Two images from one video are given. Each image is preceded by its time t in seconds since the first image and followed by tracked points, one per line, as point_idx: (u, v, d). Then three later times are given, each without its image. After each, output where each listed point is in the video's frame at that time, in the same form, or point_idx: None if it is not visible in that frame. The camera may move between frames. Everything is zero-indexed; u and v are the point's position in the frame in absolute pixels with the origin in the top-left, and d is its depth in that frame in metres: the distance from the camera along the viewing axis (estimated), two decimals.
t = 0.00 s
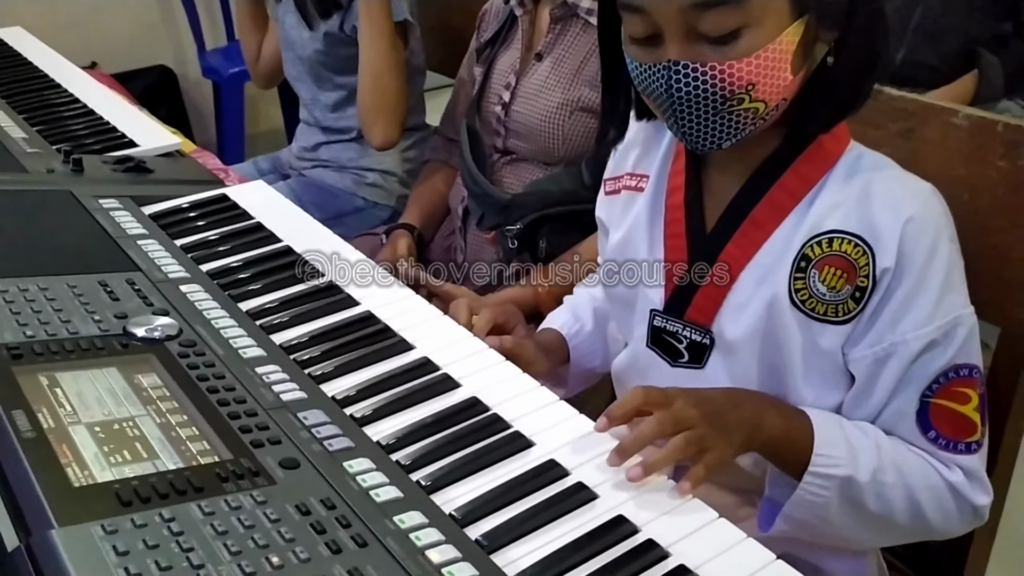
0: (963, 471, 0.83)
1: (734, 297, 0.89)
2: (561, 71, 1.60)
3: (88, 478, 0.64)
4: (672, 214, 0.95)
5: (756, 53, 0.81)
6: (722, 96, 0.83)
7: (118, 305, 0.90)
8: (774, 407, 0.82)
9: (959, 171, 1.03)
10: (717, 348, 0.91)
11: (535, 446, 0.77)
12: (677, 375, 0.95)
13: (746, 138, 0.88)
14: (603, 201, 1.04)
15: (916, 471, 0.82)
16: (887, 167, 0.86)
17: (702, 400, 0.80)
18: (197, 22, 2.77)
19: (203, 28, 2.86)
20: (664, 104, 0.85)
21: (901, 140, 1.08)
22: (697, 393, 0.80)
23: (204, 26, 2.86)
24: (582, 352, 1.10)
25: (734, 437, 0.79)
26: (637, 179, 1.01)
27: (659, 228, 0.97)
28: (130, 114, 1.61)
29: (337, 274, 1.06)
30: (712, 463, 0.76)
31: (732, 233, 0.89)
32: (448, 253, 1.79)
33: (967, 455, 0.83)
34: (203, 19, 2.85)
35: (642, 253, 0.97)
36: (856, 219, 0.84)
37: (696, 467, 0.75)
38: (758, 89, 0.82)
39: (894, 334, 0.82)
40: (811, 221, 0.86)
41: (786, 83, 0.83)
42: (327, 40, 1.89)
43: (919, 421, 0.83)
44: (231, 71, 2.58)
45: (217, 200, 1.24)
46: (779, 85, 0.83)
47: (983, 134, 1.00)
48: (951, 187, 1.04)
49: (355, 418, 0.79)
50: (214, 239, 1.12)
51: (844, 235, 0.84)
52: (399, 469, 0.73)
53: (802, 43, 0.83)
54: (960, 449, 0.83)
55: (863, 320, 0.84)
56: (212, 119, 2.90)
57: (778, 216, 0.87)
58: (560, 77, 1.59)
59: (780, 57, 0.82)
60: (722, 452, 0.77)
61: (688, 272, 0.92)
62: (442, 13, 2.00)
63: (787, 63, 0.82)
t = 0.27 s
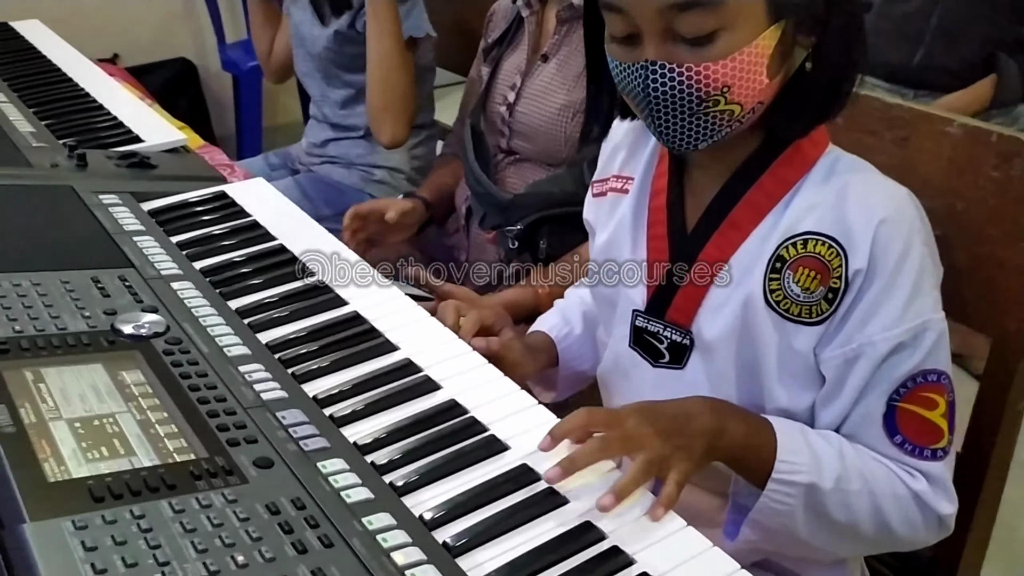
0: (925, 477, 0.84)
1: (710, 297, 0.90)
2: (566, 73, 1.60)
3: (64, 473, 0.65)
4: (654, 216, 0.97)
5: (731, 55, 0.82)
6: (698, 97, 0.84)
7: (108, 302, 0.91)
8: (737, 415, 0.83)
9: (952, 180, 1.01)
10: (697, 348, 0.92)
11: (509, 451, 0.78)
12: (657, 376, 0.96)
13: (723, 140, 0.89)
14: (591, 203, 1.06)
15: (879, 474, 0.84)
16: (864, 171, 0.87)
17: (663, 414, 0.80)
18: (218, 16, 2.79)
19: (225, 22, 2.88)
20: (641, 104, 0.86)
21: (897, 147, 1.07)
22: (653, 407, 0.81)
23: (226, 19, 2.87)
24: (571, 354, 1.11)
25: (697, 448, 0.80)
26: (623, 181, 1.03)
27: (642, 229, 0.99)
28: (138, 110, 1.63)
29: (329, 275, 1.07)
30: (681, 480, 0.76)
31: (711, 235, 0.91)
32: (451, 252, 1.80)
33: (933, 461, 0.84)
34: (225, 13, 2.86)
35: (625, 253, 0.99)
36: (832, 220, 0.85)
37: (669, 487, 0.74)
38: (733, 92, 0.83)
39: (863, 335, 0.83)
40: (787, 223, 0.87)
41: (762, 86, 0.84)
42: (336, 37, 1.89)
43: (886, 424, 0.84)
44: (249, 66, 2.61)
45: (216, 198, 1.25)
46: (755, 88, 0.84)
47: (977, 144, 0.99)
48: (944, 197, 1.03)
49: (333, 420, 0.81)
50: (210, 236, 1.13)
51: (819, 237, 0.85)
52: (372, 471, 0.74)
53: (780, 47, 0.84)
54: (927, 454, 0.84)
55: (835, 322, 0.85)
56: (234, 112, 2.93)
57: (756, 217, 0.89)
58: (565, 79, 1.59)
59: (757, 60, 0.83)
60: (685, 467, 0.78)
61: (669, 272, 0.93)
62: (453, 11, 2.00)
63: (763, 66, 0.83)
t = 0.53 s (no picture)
0: (929, 473, 0.86)
1: (707, 297, 0.93)
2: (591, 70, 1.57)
3: (76, 452, 0.67)
4: (653, 215, 0.99)
5: (698, 28, 0.85)
6: (657, 62, 0.87)
7: (126, 288, 0.93)
8: (747, 399, 0.84)
9: (969, 183, 1.01)
10: (695, 347, 0.95)
11: (513, 442, 0.79)
12: (657, 375, 0.98)
13: (678, 121, 0.90)
14: (596, 203, 1.09)
15: (883, 470, 0.85)
16: (858, 171, 0.88)
17: (669, 403, 0.81)
18: (251, 10, 2.82)
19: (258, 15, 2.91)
20: (610, 62, 0.90)
21: (914, 150, 1.06)
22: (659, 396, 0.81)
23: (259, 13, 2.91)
24: (582, 350, 1.12)
25: (704, 435, 0.81)
26: (626, 180, 1.06)
27: (643, 226, 1.01)
28: (166, 102, 1.66)
29: (344, 266, 1.08)
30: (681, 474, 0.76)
31: (709, 232, 0.93)
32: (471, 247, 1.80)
33: (930, 460, 0.86)
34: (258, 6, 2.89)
35: (627, 251, 1.02)
36: (823, 220, 0.87)
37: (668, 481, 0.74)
38: (691, 65, 0.85)
39: (855, 335, 0.85)
40: (780, 223, 0.89)
41: (723, 73, 0.85)
42: (363, 31, 1.91)
43: (882, 425, 0.86)
44: (280, 59, 2.65)
45: (238, 189, 1.27)
46: (715, 72, 0.85)
47: (994, 146, 0.98)
48: (961, 200, 1.02)
49: (341, 407, 0.82)
50: (231, 226, 1.16)
51: (811, 237, 0.87)
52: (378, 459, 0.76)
53: (753, 42, 0.84)
54: (923, 453, 0.86)
55: (827, 321, 0.87)
56: (264, 105, 2.96)
57: (749, 218, 0.91)
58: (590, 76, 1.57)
59: (722, 44, 0.84)
60: (689, 458, 0.78)
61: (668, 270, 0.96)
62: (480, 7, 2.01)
63: (728, 52, 0.84)
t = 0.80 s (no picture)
0: (954, 480, 0.86)
1: (733, 298, 0.93)
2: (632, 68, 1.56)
3: (109, 431, 0.69)
4: (682, 214, 0.99)
5: (719, 15, 0.84)
6: (675, 44, 0.87)
7: (162, 273, 0.95)
8: (781, 394, 0.83)
9: (1008, 187, 0.99)
10: (721, 348, 0.95)
11: (537, 435, 0.79)
12: (682, 374, 0.98)
13: (692, 109, 0.89)
14: (627, 202, 1.09)
15: (910, 476, 0.84)
16: (888, 173, 0.87)
17: (699, 397, 0.80)
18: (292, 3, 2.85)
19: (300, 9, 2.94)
20: (633, 43, 0.91)
21: (952, 153, 1.05)
22: (690, 392, 0.81)
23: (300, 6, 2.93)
24: (610, 348, 1.12)
25: (735, 430, 0.80)
26: (656, 179, 1.05)
27: (672, 225, 1.01)
28: (206, 92, 1.68)
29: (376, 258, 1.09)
30: (709, 474, 0.77)
31: (737, 232, 0.92)
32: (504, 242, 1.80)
33: (955, 467, 0.85)
34: None
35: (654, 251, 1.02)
36: (850, 223, 0.86)
37: (696, 483, 0.74)
38: (708, 51, 0.85)
39: (882, 340, 0.84)
40: (807, 224, 0.88)
41: (739, 64, 0.85)
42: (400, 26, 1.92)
43: (907, 432, 0.85)
44: (319, 53, 2.67)
45: (273, 179, 1.29)
46: (731, 61, 0.85)
47: None
48: (999, 204, 1.00)
49: (368, 395, 0.83)
50: (266, 215, 1.17)
51: (838, 240, 0.86)
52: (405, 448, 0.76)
53: (773, 36, 0.84)
54: (949, 461, 0.85)
55: (854, 325, 0.86)
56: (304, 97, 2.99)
57: (779, 218, 0.90)
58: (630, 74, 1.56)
59: (741, 34, 0.84)
60: (720, 457, 0.78)
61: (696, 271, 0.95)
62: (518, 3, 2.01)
63: (746, 43, 0.84)
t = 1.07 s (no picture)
0: (987, 502, 0.83)
1: (768, 312, 0.92)
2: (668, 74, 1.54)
3: (137, 433, 0.69)
4: (717, 227, 0.98)
5: (759, 29, 0.84)
6: (715, 58, 0.87)
7: (195, 274, 0.96)
8: (814, 413, 0.82)
9: None
10: (754, 364, 0.94)
11: (564, 447, 0.78)
12: (713, 389, 0.98)
13: (731, 123, 0.90)
14: (661, 213, 1.08)
15: (942, 498, 0.82)
16: (928, 189, 0.85)
17: (729, 416, 0.79)
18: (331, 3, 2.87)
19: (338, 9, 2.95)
20: (671, 54, 0.91)
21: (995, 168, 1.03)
22: (719, 412, 0.79)
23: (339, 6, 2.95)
24: (641, 358, 1.11)
25: (766, 451, 0.78)
26: (692, 191, 1.04)
27: (705, 238, 1.00)
28: (243, 92, 1.69)
29: (407, 262, 1.09)
30: (735, 499, 0.74)
31: (771, 249, 0.91)
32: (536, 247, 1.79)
33: (989, 491, 0.83)
34: None
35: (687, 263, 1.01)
36: (889, 240, 0.84)
37: (722, 506, 0.72)
38: (747, 65, 0.85)
39: (919, 360, 0.82)
40: (845, 240, 0.87)
41: (779, 79, 0.85)
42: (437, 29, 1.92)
43: (942, 453, 0.83)
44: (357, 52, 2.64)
45: (307, 181, 1.29)
46: (771, 76, 0.85)
47: None
48: None
49: (395, 401, 0.83)
50: (299, 217, 1.17)
51: (876, 257, 0.84)
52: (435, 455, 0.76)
53: (815, 51, 0.83)
54: (983, 484, 0.83)
55: (891, 343, 0.84)
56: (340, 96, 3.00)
57: (816, 234, 0.88)
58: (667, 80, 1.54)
59: (781, 49, 0.84)
60: (747, 480, 0.76)
61: (730, 285, 0.94)
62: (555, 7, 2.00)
63: (787, 58, 0.84)
